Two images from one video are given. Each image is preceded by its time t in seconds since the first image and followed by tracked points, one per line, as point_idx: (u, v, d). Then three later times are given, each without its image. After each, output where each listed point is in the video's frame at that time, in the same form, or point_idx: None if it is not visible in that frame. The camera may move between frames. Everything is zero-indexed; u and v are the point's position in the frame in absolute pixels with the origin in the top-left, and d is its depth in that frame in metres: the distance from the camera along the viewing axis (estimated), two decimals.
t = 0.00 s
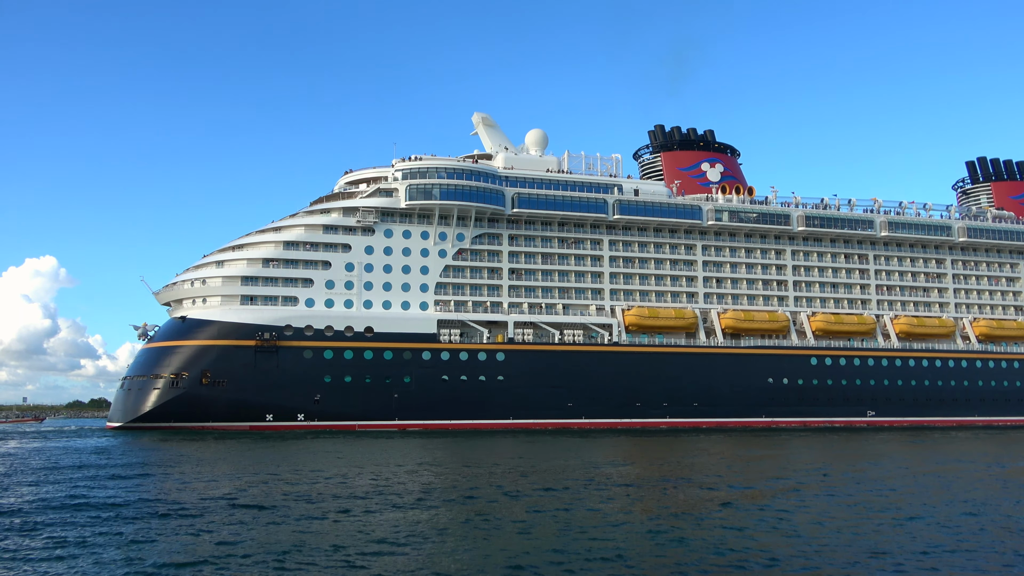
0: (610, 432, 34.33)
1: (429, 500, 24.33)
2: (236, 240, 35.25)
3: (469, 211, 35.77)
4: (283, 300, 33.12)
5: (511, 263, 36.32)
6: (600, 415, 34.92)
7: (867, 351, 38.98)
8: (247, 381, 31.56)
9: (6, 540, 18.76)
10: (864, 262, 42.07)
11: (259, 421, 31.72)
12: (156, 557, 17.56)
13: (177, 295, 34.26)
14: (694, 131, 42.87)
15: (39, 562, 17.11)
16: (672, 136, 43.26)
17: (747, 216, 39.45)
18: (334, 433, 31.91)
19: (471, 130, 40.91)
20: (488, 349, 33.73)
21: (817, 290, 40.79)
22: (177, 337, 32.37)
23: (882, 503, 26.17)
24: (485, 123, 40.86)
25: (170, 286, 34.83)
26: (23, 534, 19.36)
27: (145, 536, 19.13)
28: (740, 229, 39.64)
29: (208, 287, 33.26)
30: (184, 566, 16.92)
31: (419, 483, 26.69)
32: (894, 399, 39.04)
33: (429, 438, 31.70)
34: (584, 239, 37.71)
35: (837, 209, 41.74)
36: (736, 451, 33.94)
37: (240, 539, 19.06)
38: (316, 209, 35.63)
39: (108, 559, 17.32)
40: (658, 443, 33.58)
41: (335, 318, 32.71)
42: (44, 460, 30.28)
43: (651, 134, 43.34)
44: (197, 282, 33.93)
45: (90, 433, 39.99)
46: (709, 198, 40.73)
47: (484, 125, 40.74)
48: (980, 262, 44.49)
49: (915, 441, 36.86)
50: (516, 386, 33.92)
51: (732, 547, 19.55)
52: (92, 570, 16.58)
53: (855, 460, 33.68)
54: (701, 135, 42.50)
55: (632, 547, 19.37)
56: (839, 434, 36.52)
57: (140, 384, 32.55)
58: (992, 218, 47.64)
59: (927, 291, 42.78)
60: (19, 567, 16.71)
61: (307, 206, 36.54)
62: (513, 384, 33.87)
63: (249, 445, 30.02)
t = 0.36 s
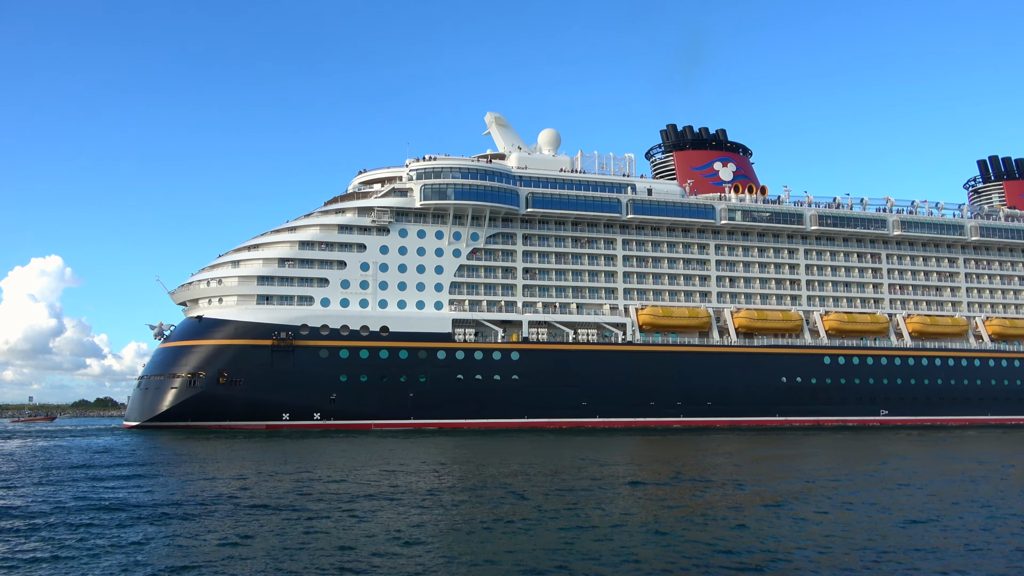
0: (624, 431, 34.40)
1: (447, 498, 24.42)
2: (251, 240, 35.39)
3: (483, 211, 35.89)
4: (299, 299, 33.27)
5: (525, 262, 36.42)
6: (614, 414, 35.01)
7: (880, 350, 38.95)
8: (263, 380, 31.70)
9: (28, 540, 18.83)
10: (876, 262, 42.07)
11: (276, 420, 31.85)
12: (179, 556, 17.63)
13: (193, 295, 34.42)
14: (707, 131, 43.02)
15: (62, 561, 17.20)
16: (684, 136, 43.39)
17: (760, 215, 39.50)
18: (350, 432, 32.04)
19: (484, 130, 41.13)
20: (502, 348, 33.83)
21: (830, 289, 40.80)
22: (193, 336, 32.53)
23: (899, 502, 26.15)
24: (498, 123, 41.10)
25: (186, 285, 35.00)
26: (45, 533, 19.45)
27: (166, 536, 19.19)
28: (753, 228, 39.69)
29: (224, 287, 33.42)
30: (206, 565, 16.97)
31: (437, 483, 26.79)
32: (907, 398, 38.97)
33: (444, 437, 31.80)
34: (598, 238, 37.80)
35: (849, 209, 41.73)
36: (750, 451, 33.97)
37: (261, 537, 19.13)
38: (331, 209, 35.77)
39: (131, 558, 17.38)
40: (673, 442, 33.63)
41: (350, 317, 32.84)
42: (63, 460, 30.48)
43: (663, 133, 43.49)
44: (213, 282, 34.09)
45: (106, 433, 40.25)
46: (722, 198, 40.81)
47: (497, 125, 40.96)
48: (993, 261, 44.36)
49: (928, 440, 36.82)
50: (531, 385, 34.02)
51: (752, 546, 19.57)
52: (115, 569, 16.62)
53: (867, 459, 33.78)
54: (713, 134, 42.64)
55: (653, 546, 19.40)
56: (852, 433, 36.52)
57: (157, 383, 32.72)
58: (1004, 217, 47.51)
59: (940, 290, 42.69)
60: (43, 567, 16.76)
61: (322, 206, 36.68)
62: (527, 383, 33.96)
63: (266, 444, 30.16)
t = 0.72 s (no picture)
0: (638, 430, 34.45)
1: (463, 497, 24.48)
2: (266, 240, 35.55)
3: (497, 211, 35.97)
4: (314, 299, 33.41)
5: (539, 262, 36.50)
6: (628, 413, 35.08)
7: (893, 349, 38.92)
8: (279, 379, 31.80)
9: (51, 534, 18.96)
10: (889, 261, 42.06)
11: (292, 419, 31.97)
12: (202, 550, 17.71)
13: (208, 294, 34.56)
14: (719, 131, 43.18)
15: (86, 555, 17.32)
16: (696, 136, 43.55)
17: (773, 215, 39.56)
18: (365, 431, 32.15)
19: (497, 129, 41.36)
20: (516, 348, 33.91)
21: (843, 288, 40.79)
22: (209, 335, 32.67)
23: (917, 501, 26.07)
24: (511, 123, 41.32)
25: (202, 285, 35.16)
26: (68, 528, 19.58)
27: (189, 531, 19.29)
28: (766, 228, 39.75)
29: (240, 287, 33.58)
30: (230, 559, 17.06)
31: (453, 481, 26.87)
32: (920, 398, 38.89)
33: (459, 436, 31.88)
34: (611, 238, 37.86)
35: (862, 208, 41.72)
36: (763, 450, 33.97)
37: (280, 534, 19.21)
38: (345, 209, 35.90)
39: (156, 552, 17.50)
40: (686, 441, 33.66)
41: (365, 317, 32.97)
42: (81, 458, 30.65)
43: (675, 133, 43.63)
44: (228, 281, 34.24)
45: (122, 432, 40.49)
46: (735, 198, 40.86)
47: (510, 125, 41.16)
48: (1006, 260, 44.23)
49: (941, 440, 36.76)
50: (545, 384, 34.11)
51: (769, 544, 19.62)
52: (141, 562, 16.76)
53: (882, 458, 33.74)
54: (725, 134, 42.80)
55: (673, 544, 19.41)
56: (865, 432, 36.51)
57: (173, 382, 32.88)
58: (1017, 216, 47.37)
59: (952, 289, 42.61)
60: (68, 560, 16.87)
61: (336, 206, 36.81)
62: (542, 382, 34.05)
63: (283, 443, 30.26)
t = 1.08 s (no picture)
0: (651, 429, 34.50)
1: (480, 496, 24.52)
2: (280, 239, 35.69)
3: (510, 210, 36.07)
4: (329, 298, 33.54)
5: (552, 261, 36.58)
6: (641, 412, 35.13)
7: (905, 348, 38.88)
8: (295, 379, 31.92)
9: (74, 531, 19.14)
10: (901, 260, 42.07)
11: (307, 418, 32.08)
12: (224, 548, 17.86)
13: (223, 294, 34.73)
14: (730, 130, 43.35)
15: (111, 552, 17.41)
16: (708, 136, 43.78)
17: (785, 214, 39.66)
18: (380, 430, 32.26)
19: (509, 129, 41.54)
20: (530, 347, 33.99)
21: (855, 288, 40.79)
22: (225, 335, 32.81)
23: (930, 501, 26.06)
24: (523, 123, 41.56)
25: (217, 284, 35.32)
26: (89, 525, 19.74)
27: (209, 530, 19.43)
28: (779, 227, 39.83)
29: (255, 286, 33.73)
30: (252, 557, 17.21)
31: (468, 480, 26.95)
32: (932, 397, 38.78)
33: (473, 435, 31.95)
34: (623, 237, 37.95)
35: (874, 207, 41.74)
36: (777, 449, 33.97)
37: (300, 533, 19.23)
38: (359, 209, 36.04)
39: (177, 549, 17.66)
40: (700, 441, 33.69)
41: (380, 316, 33.09)
42: (98, 457, 30.84)
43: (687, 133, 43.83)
44: (243, 281, 34.38)
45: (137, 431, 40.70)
46: (747, 197, 40.93)
47: (522, 125, 41.38)
48: (1018, 259, 44.08)
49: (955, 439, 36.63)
50: (558, 384, 34.18)
51: (786, 542, 19.65)
52: (164, 558, 16.91)
53: (895, 458, 33.71)
54: (737, 134, 43.00)
55: (692, 542, 19.41)
56: (879, 432, 36.48)
57: (189, 381, 33.03)
58: None
59: (965, 289, 42.55)
60: (93, 556, 17.05)
61: (349, 206, 36.95)
62: (555, 382, 34.12)
63: (299, 442, 30.38)
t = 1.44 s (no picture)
0: (664, 429, 34.56)
1: (495, 495, 24.58)
2: (294, 239, 35.83)
3: (523, 210, 36.17)
4: (342, 298, 33.67)
5: (564, 261, 36.68)
6: (653, 412, 35.19)
7: (917, 348, 38.86)
8: (309, 378, 32.05)
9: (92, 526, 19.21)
10: (912, 260, 42.08)
11: (321, 417, 32.19)
12: (241, 541, 17.94)
13: (237, 293, 34.89)
14: (741, 130, 43.41)
15: (133, 544, 17.55)
16: (718, 135, 43.81)
17: (797, 214, 39.78)
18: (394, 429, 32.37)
19: (520, 129, 41.70)
20: (542, 346, 34.07)
21: (867, 287, 40.81)
22: (239, 334, 32.96)
23: (946, 501, 25.81)
24: (534, 123, 41.69)
25: (231, 284, 35.48)
26: (111, 520, 19.86)
27: (224, 525, 19.45)
28: (790, 227, 39.93)
29: (269, 286, 33.88)
30: (270, 551, 17.16)
31: (482, 479, 26.99)
32: (944, 397, 38.74)
33: (487, 435, 32.03)
34: (635, 237, 38.06)
35: (886, 207, 41.77)
36: (789, 449, 34.00)
37: (319, 527, 19.38)
38: (372, 209, 36.17)
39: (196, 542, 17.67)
40: (712, 440, 33.73)
41: (393, 316, 33.21)
42: (114, 455, 30.99)
43: (697, 133, 43.90)
44: (256, 280, 34.54)
45: (151, 430, 40.91)
46: (758, 197, 41.00)
47: (533, 125, 41.52)
48: None
49: (967, 438, 36.56)
50: (571, 383, 34.26)
51: (802, 540, 19.70)
52: (185, 551, 16.95)
53: (907, 458, 33.65)
54: (748, 133, 43.06)
55: (710, 542, 19.38)
56: (891, 432, 36.47)
57: (204, 380, 33.18)
58: None
59: (976, 288, 42.51)
60: (112, 549, 17.10)
61: (362, 206, 37.09)
62: (567, 381, 34.19)
63: (314, 441, 30.49)
